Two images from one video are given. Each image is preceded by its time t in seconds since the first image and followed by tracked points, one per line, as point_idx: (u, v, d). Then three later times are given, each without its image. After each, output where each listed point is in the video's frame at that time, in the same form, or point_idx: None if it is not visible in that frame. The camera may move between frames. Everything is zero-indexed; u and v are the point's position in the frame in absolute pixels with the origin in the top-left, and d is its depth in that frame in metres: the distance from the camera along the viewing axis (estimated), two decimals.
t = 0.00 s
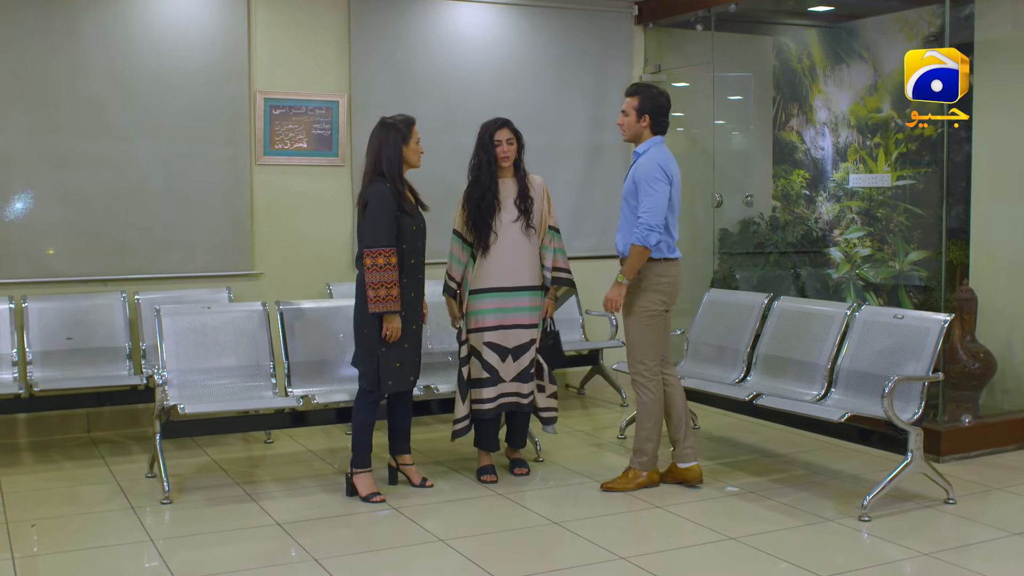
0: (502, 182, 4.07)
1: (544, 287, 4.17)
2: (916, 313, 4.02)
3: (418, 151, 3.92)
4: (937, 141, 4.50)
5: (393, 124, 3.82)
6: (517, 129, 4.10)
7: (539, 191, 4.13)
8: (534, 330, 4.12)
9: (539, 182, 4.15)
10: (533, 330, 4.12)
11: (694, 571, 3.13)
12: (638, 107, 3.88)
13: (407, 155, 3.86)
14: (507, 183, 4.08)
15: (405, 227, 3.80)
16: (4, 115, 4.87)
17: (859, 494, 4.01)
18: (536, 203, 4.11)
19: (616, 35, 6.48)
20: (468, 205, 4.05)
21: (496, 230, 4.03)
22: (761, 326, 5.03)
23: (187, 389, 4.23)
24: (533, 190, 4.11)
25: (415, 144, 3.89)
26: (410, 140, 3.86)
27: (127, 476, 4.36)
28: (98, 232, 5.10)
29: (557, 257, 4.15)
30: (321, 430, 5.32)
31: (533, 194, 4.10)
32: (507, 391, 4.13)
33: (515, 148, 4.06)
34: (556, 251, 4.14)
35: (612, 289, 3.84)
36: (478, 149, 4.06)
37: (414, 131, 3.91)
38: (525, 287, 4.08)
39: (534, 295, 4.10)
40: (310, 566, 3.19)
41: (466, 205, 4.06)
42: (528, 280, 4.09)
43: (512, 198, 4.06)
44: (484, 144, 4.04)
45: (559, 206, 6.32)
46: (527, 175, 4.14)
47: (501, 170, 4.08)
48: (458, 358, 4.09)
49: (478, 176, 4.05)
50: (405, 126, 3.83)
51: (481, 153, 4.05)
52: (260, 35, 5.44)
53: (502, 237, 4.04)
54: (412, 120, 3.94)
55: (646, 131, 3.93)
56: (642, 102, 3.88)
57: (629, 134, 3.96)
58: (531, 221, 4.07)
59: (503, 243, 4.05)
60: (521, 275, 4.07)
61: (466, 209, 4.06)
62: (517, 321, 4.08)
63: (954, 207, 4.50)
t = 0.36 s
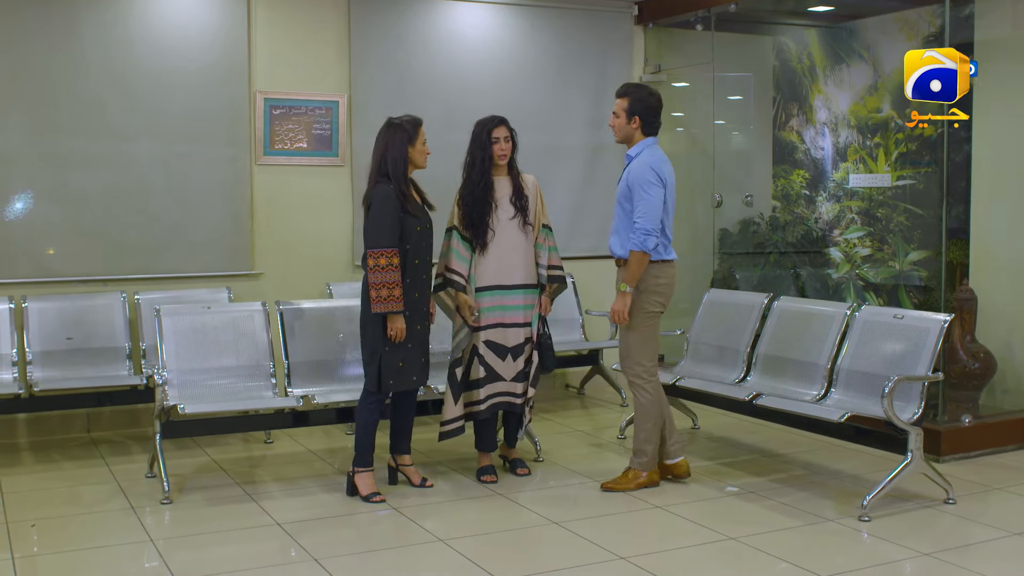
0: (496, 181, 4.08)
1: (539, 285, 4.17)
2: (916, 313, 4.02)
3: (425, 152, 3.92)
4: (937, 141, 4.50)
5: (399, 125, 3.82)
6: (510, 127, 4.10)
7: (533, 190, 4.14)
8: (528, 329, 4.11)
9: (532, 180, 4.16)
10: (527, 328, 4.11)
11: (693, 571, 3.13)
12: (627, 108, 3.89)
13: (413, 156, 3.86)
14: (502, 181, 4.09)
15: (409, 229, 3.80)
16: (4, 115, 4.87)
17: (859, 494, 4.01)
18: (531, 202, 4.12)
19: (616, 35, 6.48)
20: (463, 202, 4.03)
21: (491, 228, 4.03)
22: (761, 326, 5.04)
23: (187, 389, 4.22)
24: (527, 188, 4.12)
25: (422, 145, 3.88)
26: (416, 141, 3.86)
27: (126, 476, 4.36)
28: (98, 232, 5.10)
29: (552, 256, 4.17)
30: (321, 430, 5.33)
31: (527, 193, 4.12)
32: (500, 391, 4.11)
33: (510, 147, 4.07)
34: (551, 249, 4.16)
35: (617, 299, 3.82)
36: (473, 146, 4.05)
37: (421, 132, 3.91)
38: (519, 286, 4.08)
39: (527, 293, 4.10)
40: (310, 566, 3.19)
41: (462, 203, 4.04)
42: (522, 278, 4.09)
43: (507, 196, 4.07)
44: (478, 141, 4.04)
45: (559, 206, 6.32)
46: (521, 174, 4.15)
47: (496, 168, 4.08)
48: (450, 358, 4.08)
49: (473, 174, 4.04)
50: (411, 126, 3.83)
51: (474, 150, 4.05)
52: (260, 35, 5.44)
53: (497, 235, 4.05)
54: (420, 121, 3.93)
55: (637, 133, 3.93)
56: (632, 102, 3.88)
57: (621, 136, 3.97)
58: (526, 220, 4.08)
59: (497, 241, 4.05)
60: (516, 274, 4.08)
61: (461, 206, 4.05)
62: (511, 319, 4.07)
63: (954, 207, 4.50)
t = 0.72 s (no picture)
0: (494, 180, 4.08)
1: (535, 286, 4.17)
2: (916, 313, 4.02)
3: (429, 154, 3.91)
4: (937, 140, 4.50)
5: (403, 126, 3.81)
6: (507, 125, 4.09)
7: (531, 188, 4.14)
8: (524, 330, 4.11)
9: (530, 179, 4.16)
10: (524, 330, 4.12)
11: (693, 571, 3.13)
12: (625, 109, 3.89)
13: (416, 157, 3.86)
14: (499, 180, 4.09)
15: (410, 230, 3.80)
16: (5, 116, 4.87)
17: (859, 494, 4.01)
18: (528, 201, 4.13)
19: (616, 35, 6.48)
20: (461, 201, 4.04)
21: (489, 228, 4.04)
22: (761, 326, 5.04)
23: (188, 389, 4.22)
24: (526, 187, 4.12)
25: (426, 146, 3.88)
26: (420, 142, 3.85)
27: (126, 476, 4.37)
28: (98, 232, 5.10)
29: (548, 256, 4.20)
30: (321, 430, 5.33)
31: (525, 192, 4.12)
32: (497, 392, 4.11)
33: (506, 145, 4.07)
34: (547, 249, 4.19)
35: (613, 299, 3.83)
36: (469, 145, 4.05)
37: (427, 134, 3.90)
38: (515, 286, 4.08)
39: (523, 294, 4.10)
40: (310, 566, 3.19)
41: (460, 202, 4.05)
42: (518, 279, 4.09)
43: (505, 195, 4.07)
44: (474, 140, 4.04)
45: (559, 206, 6.32)
46: (519, 173, 4.14)
47: (493, 167, 4.08)
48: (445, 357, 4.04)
49: (471, 173, 4.04)
50: (415, 127, 3.82)
51: (471, 149, 4.05)
52: (260, 35, 5.44)
53: (495, 235, 4.04)
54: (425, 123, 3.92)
55: (634, 133, 3.94)
56: (629, 103, 3.88)
57: (619, 137, 3.97)
58: (524, 220, 4.08)
59: (495, 240, 4.05)
60: (512, 274, 4.07)
61: (459, 205, 4.05)
62: (507, 320, 4.07)
63: (954, 207, 4.50)
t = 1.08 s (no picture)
0: (495, 181, 4.08)
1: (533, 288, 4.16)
2: (916, 313, 4.02)
3: (426, 153, 3.91)
4: (937, 140, 4.50)
5: (399, 125, 3.81)
6: (508, 124, 4.06)
7: (532, 191, 4.14)
8: (520, 330, 4.09)
9: (532, 182, 4.16)
10: (520, 331, 4.09)
11: (693, 571, 3.13)
12: (623, 109, 3.89)
13: (412, 157, 3.86)
14: (499, 181, 4.09)
15: (408, 229, 3.80)
16: (5, 116, 4.87)
17: (859, 494, 4.01)
18: (529, 204, 4.12)
19: (616, 35, 6.48)
20: (461, 201, 4.07)
21: (488, 228, 4.04)
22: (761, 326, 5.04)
23: (188, 389, 4.23)
24: (527, 189, 4.12)
25: (422, 146, 3.88)
26: (416, 142, 3.86)
27: (127, 476, 4.37)
28: (98, 232, 5.10)
29: (547, 259, 4.15)
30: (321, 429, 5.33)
31: (526, 194, 4.11)
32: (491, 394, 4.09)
33: (508, 147, 4.07)
34: (546, 253, 4.14)
35: (609, 297, 3.83)
36: (471, 146, 4.09)
37: (422, 134, 3.90)
38: (514, 287, 4.07)
39: (521, 296, 4.09)
40: (309, 566, 3.19)
41: (459, 202, 4.08)
42: (516, 280, 4.07)
43: (504, 197, 4.07)
44: (474, 141, 4.07)
45: (559, 206, 6.32)
46: (521, 175, 4.14)
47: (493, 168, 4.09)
48: (438, 355, 4.02)
49: (471, 173, 4.07)
50: (411, 127, 3.82)
51: (472, 149, 4.09)
52: (260, 35, 5.44)
53: (493, 236, 4.04)
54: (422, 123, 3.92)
55: (633, 133, 3.94)
56: (627, 103, 3.88)
57: (617, 137, 3.97)
58: (523, 221, 4.07)
59: (493, 241, 4.04)
60: (510, 274, 4.06)
61: (459, 205, 4.08)
62: (503, 321, 4.06)
63: (954, 207, 4.50)
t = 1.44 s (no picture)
0: (501, 181, 4.08)
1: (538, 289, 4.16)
2: (916, 313, 4.02)
3: (421, 153, 3.90)
4: (937, 141, 4.50)
5: (395, 124, 3.80)
6: (516, 126, 4.06)
7: (539, 192, 4.13)
8: (523, 331, 4.09)
9: (540, 183, 4.14)
10: (523, 331, 4.10)
11: (694, 571, 3.13)
12: (619, 109, 3.89)
13: (407, 156, 3.85)
14: (507, 182, 4.08)
15: (401, 228, 3.79)
16: (5, 116, 4.87)
17: (859, 494, 4.01)
18: (536, 205, 4.11)
19: (616, 35, 6.48)
20: (468, 200, 4.07)
21: (494, 228, 4.04)
22: (761, 325, 5.04)
23: (187, 389, 4.23)
24: (534, 191, 4.11)
25: (418, 145, 3.87)
26: (412, 141, 3.85)
27: (126, 476, 4.37)
28: (97, 232, 5.10)
29: (553, 260, 4.15)
30: (321, 430, 5.33)
31: (533, 195, 4.11)
32: (494, 394, 4.07)
33: (515, 148, 4.06)
34: (552, 253, 4.14)
35: (609, 296, 3.82)
36: (478, 146, 4.08)
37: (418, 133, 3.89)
38: (520, 287, 4.06)
39: (527, 296, 4.09)
40: (309, 566, 3.19)
41: (466, 202, 4.08)
42: (522, 281, 4.07)
43: (511, 198, 4.07)
44: (481, 140, 4.07)
45: (559, 206, 6.32)
46: (529, 176, 4.13)
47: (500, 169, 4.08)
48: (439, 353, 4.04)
49: (478, 174, 4.08)
50: (407, 126, 3.81)
51: (479, 149, 4.09)
52: (260, 35, 5.44)
53: (498, 236, 4.04)
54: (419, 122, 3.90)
55: (629, 133, 3.93)
56: (623, 103, 3.88)
57: (613, 137, 3.96)
58: (528, 222, 4.06)
59: (498, 242, 4.04)
60: (516, 275, 4.06)
61: (466, 205, 4.08)
62: (508, 320, 4.06)
63: (954, 207, 4.50)
